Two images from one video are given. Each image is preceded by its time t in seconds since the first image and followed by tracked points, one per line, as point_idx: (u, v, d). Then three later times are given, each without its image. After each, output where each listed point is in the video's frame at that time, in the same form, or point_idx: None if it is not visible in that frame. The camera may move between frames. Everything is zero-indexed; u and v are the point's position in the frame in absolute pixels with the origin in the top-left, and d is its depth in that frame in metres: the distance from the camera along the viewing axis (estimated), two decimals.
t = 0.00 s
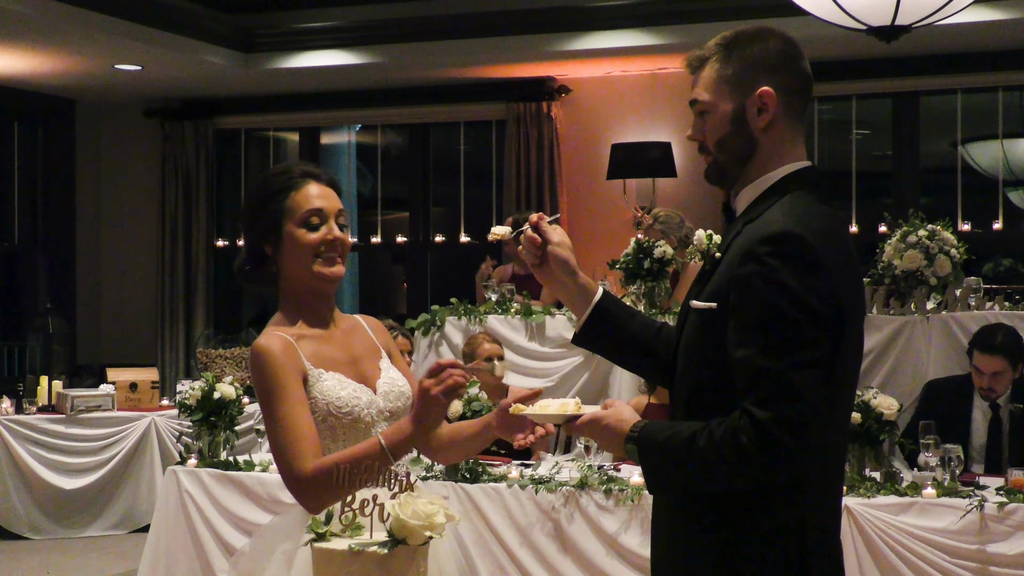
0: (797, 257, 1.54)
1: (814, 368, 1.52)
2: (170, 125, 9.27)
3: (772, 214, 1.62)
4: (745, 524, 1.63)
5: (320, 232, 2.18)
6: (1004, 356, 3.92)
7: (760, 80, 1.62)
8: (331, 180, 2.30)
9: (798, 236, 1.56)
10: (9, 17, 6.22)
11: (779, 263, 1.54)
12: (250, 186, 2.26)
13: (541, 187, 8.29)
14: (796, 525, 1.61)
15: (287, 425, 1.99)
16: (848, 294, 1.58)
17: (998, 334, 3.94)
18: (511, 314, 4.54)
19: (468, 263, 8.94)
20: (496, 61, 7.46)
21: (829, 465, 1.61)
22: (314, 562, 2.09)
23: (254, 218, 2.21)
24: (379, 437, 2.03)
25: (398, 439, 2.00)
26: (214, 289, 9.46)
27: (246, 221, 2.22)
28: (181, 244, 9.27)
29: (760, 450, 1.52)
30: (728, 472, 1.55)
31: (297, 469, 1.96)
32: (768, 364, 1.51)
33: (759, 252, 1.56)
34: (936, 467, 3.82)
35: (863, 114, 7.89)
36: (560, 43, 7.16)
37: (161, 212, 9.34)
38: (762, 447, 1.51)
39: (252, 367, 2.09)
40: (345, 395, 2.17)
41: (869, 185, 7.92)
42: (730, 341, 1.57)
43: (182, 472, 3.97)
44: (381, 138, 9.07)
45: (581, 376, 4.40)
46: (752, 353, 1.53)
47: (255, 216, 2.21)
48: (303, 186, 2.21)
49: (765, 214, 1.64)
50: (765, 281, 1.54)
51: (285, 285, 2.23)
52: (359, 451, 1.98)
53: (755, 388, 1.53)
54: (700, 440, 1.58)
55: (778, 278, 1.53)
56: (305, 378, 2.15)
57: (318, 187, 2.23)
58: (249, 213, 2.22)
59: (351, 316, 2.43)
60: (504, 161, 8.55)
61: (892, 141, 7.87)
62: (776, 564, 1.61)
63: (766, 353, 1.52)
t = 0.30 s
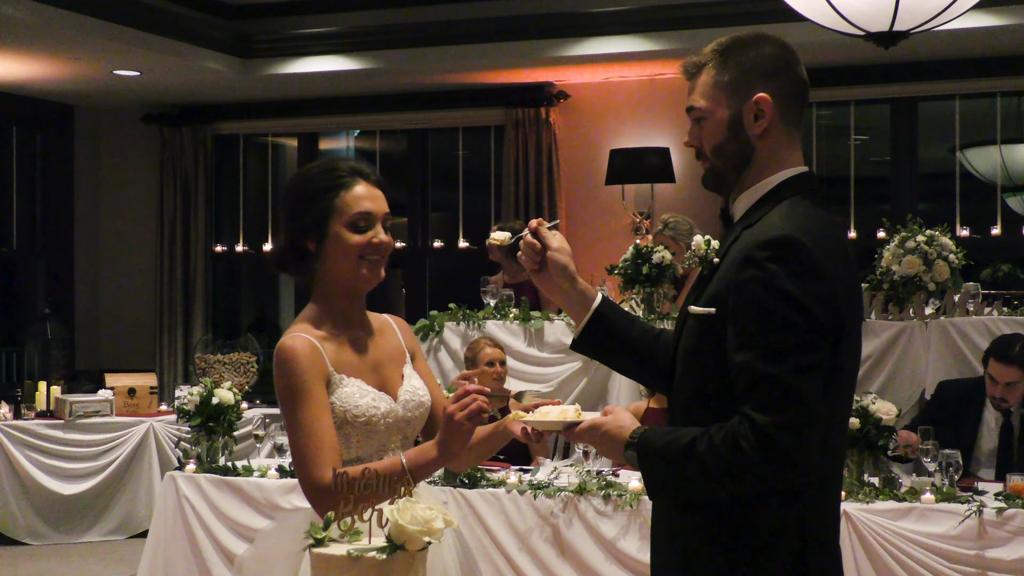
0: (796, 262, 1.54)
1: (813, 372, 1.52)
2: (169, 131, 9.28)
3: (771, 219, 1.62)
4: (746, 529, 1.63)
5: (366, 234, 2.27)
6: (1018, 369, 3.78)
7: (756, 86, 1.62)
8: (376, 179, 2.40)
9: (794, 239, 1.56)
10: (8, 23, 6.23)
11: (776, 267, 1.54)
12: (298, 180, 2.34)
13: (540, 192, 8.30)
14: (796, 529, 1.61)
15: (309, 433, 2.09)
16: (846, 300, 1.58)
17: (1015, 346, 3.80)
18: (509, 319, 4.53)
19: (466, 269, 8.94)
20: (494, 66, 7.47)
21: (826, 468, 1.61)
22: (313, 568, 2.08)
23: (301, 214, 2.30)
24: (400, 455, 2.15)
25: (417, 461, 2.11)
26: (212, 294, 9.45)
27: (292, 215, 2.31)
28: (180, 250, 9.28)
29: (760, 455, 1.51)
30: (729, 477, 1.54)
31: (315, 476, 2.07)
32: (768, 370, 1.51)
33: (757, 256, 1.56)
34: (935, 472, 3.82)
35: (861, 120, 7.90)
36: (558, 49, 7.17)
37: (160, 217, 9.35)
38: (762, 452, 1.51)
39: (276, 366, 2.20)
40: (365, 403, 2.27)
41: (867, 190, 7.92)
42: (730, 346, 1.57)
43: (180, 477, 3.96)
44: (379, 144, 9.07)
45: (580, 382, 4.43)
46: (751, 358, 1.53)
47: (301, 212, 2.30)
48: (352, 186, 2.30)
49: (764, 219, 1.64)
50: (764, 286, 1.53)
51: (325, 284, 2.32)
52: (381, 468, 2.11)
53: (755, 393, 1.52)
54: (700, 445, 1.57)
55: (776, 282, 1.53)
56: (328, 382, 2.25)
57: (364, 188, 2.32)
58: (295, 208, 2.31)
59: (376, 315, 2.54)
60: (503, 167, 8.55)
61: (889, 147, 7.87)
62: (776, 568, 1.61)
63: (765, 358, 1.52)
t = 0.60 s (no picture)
0: (795, 261, 1.55)
1: (812, 369, 1.52)
2: (166, 131, 9.28)
3: (771, 219, 1.62)
4: (746, 526, 1.63)
5: (392, 234, 2.29)
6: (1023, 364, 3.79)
7: (754, 88, 1.62)
8: (400, 177, 2.41)
9: (794, 238, 1.56)
10: (8, 23, 6.23)
11: (775, 266, 1.55)
12: (321, 179, 2.35)
13: (539, 192, 8.29)
14: (795, 527, 1.61)
15: (316, 436, 2.14)
16: (846, 300, 1.58)
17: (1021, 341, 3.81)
18: (507, 319, 4.54)
19: (464, 269, 8.93)
20: (493, 67, 7.47)
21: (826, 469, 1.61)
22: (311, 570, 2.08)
23: (326, 215, 2.31)
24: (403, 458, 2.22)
25: (419, 465, 2.19)
26: (210, 295, 9.44)
27: (317, 216, 2.33)
28: (178, 250, 9.28)
29: (760, 454, 1.51)
30: (728, 476, 1.54)
31: (319, 479, 2.11)
32: (769, 368, 1.51)
33: (757, 255, 1.57)
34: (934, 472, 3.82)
35: (860, 120, 7.90)
36: (557, 49, 7.17)
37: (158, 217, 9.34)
38: (765, 451, 1.51)
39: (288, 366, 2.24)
40: (375, 406, 2.31)
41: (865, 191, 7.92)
42: (730, 343, 1.57)
43: (178, 478, 3.95)
44: (377, 144, 9.06)
45: (579, 381, 4.43)
46: (751, 356, 1.53)
47: (325, 213, 2.31)
48: (375, 186, 2.31)
49: (763, 219, 1.64)
50: (763, 285, 1.54)
51: (350, 281, 2.35)
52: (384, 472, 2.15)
53: (755, 391, 1.52)
54: (700, 445, 1.57)
55: (775, 281, 1.53)
56: (340, 384, 2.30)
57: (389, 187, 2.34)
58: (320, 209, 2.32)
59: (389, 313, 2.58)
60: (502, 167, 8.55)
61: (888, 147, 7.87)
62: (776, 565, 1.61)
63: (765, 355, 1.52)
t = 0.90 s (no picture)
0: (781, 259, 1.54)
1: (803, 365, 1.52)
2: (160, 131, 9.27)
3: (754, 220, 1.62)
4: (740, 523, 1.62)
5: (399, 235, 2.29)
6: (1017, 359, 3.84)
7: (735, 93, 1.62)
8: (405, 179, 2.42)
9: (779, 238, 1.56)
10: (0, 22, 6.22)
11: (760, 265, 1.54)
12: (328, 179, 2.36)
13: (533, 192, 8.29)
14: (788, 523, 1.61)
15: (310, 436, 2.12)
16: (833, 295, 1.58)
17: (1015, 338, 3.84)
18: (501, 319, 4.54)
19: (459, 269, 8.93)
20: (487, 66, 7.47)
21: (816, 466, 1.61)
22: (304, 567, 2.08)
23: (332, 215, 2.32)
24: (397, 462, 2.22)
25: (413, 469, 2.18)
26: (204, 295, 9.44)
27: (322, 216, 2.34)
28: (173, 249, 9.27)
29: (753, 451, 1.51)
30: (722, 474, 1.54)
31: (311, 479, 2.10)
32: (760, 365, 1.51)
33: (742, 254, 1.57)
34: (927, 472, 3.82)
35: (855, 119, 7.90)
36: (550, 48, 7.18)
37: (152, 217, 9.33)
38: (758, 448, 1.51)
39: (285, 364, 2.23)
40: (370, 408, 2.31)
41: (859, 190, 7.93)
42: (720, 343, 1.57)
43: (172, 477, 3.95)
44: (371, 144, 9.05)
45: (572, 381, 4.44)
46: (741, 354, 1.53)
47: (331, 213, 2.32)
48: (382, 186, 2.32)
49: (747, 219, 1.64)
50: (750, 283, 1.54)
51: (358, 284, 2.34)
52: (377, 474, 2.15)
53: (746, 388, 1.52)
54: (693, 444, 1.57)
55: (762, 280, 1.53)
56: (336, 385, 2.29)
57: (395, 187, 2.34)
58: (326, 209, 2.33)
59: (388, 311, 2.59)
60: (496, 166, 8.55)
61: (882, 147, 7.88)
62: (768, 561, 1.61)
63: (755, 352, 1.52)
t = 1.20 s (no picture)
0: (750, 251, 1.56)
1: (778, 353, 1.52)
2: (149, 130, 9.25)
3: (723, 217, 1.63)
4: (724, 520, 1.61)
5: (395, 238, 2.28)
6: (1003, 360, 3.86)
7: (694, 101, 1.65)
8: (403, 181, 2.40)
9: (749, 232, 1.57)
10: None
11: (732, 259, 1.56)
12: (323, 179, 2.34)
13: (523, 191, 8.28)
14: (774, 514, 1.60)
15: (297, 435, 2.09)
16: (807, 292, 1.58)
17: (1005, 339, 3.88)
18: (490, 318, 4.54)
19: (448, 268, 8.92)
20: (475, 64, 7.46)
21: (798, 460, 1.59)
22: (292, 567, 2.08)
23: (327, 215, 2.30)
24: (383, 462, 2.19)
25: (400, 468, 2.16)
26: (193, 294, 9.42)
27: (317, 216, 2.31)
28: (162, 248, 9.24)
29: (734, 439, 1.50)
30: (703, 469, 1.53)
31: (299, 480, 2.07)
32: (737, 358, 1.51)
33: (715, 251, 1.58)
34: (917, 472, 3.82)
35: (845, 118, 7.91)
36: (539, 48, 7.18)
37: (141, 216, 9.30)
38: (739, 442, 1.50)
39: (272, 362, 2.19)
40: (357, 409, 2.30)
41: (848, 190, 7.94)
42: (696, 337, 1.57)
43: (160, 478, 3.93)
44: (359, 143, 9.03)
45: (562, 381, 4.43)
46: (718, 347, 1.53)
47: (327, 214, 2.30)
48: (378, 188, 2.30)
49: (717, 217, 1.65)
50: (722, 277, 1.55)
51: (352, 289, 2.34)
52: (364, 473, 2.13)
53: (725, 381, 1.52)
54: (675, 439, 1.57)
55: (732, 272, 1.54)
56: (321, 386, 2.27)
57: (392, 190, 2.32)
58: (320, 209, 2.31)
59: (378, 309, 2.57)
60: (485, 165, 8.54)
61: (871, 146, 7.89)
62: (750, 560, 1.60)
63: (730, 344, 1.52)
